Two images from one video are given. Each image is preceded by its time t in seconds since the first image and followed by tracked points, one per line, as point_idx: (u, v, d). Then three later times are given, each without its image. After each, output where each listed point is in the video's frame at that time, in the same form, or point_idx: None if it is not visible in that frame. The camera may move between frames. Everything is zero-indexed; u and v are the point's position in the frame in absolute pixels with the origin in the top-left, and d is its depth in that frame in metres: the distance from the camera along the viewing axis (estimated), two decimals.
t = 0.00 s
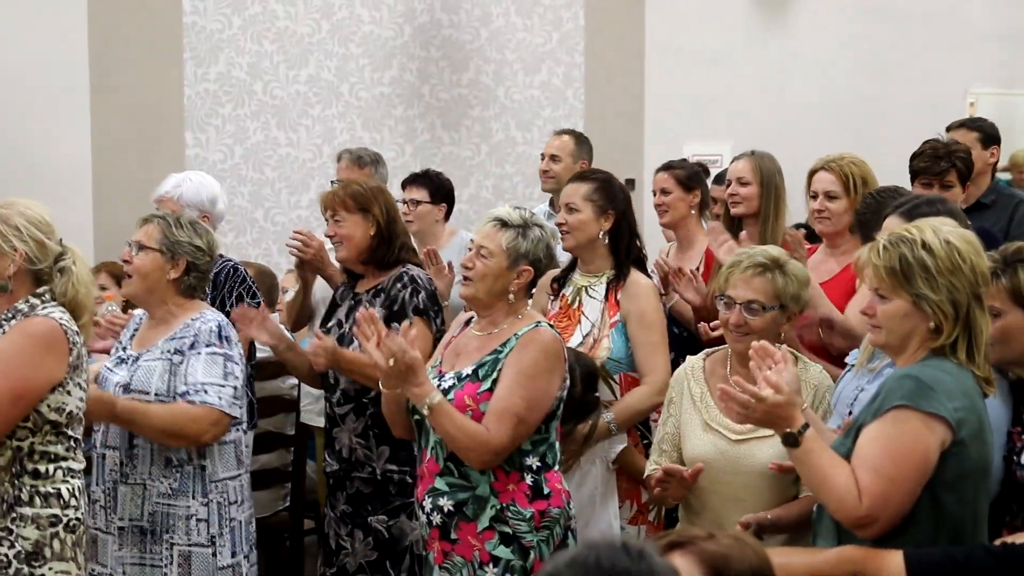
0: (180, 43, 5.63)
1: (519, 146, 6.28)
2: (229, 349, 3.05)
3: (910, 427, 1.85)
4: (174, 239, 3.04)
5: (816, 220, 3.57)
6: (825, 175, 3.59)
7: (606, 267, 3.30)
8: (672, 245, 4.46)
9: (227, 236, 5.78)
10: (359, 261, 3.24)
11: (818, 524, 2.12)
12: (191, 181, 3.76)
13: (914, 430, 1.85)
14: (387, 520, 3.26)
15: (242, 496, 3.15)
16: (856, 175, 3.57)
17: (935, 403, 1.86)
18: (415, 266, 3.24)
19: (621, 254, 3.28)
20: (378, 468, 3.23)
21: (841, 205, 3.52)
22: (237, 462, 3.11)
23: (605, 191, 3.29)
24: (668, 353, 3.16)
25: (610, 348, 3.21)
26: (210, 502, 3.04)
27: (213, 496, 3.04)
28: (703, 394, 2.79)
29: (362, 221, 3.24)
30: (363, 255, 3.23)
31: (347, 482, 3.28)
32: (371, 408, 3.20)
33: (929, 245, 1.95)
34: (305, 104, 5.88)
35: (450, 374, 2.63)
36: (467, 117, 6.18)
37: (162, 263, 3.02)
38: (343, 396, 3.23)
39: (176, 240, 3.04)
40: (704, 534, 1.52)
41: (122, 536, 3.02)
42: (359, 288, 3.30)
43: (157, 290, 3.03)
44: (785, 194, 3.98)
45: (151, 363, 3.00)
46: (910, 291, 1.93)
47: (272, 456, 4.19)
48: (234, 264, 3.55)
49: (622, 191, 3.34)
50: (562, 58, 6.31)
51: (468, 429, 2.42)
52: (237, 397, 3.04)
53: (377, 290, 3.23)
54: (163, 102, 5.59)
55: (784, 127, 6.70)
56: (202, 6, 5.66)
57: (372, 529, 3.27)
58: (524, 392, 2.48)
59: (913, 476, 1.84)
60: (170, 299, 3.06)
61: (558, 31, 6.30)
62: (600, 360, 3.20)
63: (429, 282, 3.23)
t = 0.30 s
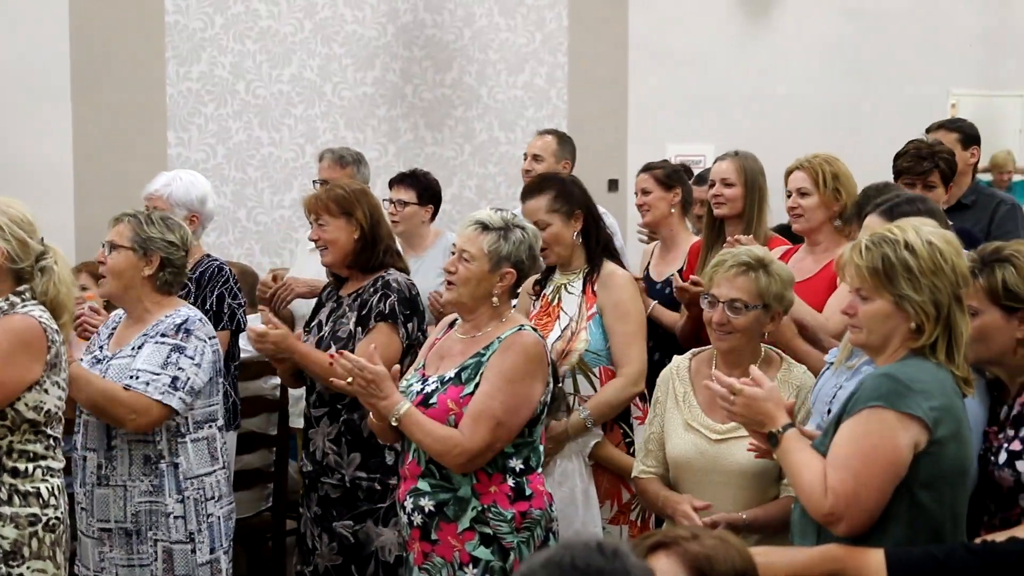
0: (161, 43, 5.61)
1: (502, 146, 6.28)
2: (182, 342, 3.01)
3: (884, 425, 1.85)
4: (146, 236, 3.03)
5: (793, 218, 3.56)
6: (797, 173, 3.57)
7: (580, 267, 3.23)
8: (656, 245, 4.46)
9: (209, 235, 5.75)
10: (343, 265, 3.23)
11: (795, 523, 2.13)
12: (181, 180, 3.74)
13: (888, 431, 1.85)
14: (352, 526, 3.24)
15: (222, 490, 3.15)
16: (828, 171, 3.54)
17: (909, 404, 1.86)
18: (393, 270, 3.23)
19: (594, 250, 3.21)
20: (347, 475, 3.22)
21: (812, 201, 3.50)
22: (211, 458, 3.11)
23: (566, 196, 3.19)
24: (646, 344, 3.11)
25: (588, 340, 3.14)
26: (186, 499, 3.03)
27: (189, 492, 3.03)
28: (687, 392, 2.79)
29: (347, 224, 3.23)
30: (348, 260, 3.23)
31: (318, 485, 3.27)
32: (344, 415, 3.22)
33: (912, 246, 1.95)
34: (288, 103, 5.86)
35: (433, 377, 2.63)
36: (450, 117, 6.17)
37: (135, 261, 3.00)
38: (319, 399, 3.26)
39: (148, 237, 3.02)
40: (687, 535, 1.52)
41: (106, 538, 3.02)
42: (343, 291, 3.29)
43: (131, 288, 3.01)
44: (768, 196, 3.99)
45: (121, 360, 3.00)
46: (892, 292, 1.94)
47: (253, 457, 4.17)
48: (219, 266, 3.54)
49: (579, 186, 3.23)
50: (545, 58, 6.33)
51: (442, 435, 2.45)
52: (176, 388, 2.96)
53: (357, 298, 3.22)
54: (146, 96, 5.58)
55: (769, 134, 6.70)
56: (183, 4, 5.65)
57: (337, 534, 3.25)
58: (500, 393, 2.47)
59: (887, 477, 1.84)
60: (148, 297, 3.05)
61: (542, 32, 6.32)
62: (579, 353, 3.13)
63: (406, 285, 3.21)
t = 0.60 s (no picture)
0: (143, 41, 5.57)
1: (485, 144, 6.30)
2: (173, 349, 3.00)
3: (868, 424, 1.86)
4: (129, 239, 3.02)
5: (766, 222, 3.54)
6: (770, 179, 3.55)
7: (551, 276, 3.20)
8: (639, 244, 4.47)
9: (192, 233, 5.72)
10: (322, 267, 3.23)
11: (778, 522, 2.13)
12: (165, 180, 3.72)
13: (872, 429, 1.85)
14: (331, 527, 3.24)
15: (201, 498, 3.14)
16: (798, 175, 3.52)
17: (892, 401, 1.87)
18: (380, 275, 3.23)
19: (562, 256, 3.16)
20: (332, 479, 3.22)
21: (784, 205, 3.49)
22: (190, 463, 3.09)
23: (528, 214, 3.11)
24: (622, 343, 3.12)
25: (569, 343, 3.15)
26: (160, 505, 3.02)
27: (163, 498, 3.03)
28: (670, 386, 2.79)
29: (327, 228, 3.23)
30: (327, 262, 3.23)
31: (299, 489, 3.27)
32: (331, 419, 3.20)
33: (901, 246, 1.95)
34: (270, 101, 5.83)
35: (415, 376, 2.63)
36: (433, 115, 6.17)
37: (117, 264, 3.00)
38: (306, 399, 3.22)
39: (131, 240, 3.02)
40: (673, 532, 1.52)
41: (76, 538, 3.04)
42: (325, 294, 3.28)
43: (113, 291, 3.00)
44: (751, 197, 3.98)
45: (105, 364, 2.99)
46: (879, 291, 1.94)
47: (234, 455, 4.16)
48: (206, 265, 3.53)
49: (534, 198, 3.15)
50: (528, 57, 6.36)
51: (430, 448, 2.44)
52: (177, 396, 2.98)
53: (343, 300, 3.21)
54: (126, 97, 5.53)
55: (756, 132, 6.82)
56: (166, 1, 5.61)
57: (315, 537, 3.25)
58: (485, 393, 2.47)
59: (872, 475, 1.85)
60: (129, 300, 3.04)
61: (524, 29, 6.35)
62: (559, 355, 3.14)
63: (393, 290, 3.21)
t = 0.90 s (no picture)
0: (126, 41, 5.57)
1: (468, 146, 6.26)
2: (145, 340, 3.00)
3: (847, 424, 1.85)
4: (105, 234, 3.00)
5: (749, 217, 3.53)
6: (754, 173, 3.54)
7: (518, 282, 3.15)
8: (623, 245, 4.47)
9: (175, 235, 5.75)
10: (306, 261, 3.22)
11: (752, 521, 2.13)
12: (154, 179, 3.61)
13: (852, 428, 1.85)
14: (334, 525, 3.22)
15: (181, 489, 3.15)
16: (782, 169, 3.50)
17: (872, 401, 1.87)
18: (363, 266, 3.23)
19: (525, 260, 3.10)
20: (332, 472, 3.19)
21: (767, 199, 3.47)
22: (168, 455, 3.11)
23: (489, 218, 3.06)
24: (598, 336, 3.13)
25: (543, 343, 3.14)
26: (146, 496, 3.03)
27: (148, 490, 3.04)
28: (649, 389, 2.78)
29: (308, 221, 3.22)
30: (311, 256, 3.21)
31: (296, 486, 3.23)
32: (327, 410, 3.18)
33: (884, 248, 1.96)
34: (252, 102, 5.81)
35: (396, 378, 2.62)
36: (416, 117, 6.16)
37: (94, 259, 2.98)
38: (297, 397, 3.20)
39: (107, 235, 3.00)
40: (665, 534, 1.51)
41: (63, 536, 3.01)
42: (304, 292, 3.28)
43: (90, 286, 2.99)
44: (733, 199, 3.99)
45: (81, 359, 3.00)
46: (863, 294, 1.94)
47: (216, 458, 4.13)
48: (194, 264, 3.48)
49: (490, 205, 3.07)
50: (511, 59, 6.35)
51: (403, 437, 2.43)
52: (142, 387, 2.96)
53: (329, 292, 3.21)
54: (109, 100, 5.55)
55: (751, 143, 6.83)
56: (148, 3, 5.61)
57: (317, 535, 3.23)
58: (463, 395, 2.47)
59: (851, 474, 1.84)
60: (106, 296, 3.03)
61: (507, 32, 6.34)
62: (535, 356, 3.13)
63: (377, 282, 3.22)
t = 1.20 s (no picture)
0: (105, 40, 5.51)
1: (450, 146, 6.28)
2: (140, 350, 3.01)
3: (828, 423, 1.86)
4: (88, 237, 2.99)
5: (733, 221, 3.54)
6: (739, 179, 3.55)
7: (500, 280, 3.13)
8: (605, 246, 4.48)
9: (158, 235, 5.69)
10: (286, 263, 3.21)
11: (736, 521, 2.13)
12: (140, 178, 3.60)
13: (831, 426, 1.85)
14: (324, 526, 3.20)
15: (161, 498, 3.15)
16: (768, 175, 3.51)
17: (851, 399, 1.87)
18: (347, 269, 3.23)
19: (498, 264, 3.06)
20: (314, 476, 3.17)
21: (751, 205, 3.49)
22: (152, 462, 3.11)
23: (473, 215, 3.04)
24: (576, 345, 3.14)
25: (524, 349, 3.12)
26: (125, 503, 3.03)
27: (128, 497, 3.04)
28: (631, 386, 2.79)
29: (289, 223, 3.22)
30: (291, 259, 3.20)
31: (281, 489, 3.21)
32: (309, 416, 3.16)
33: (862, 248, 1.96)
34: (234, 102, 5.78)
35: (377, 377, 2.62)
36: (398, 116, 6.15)
37: (78, 263, 2.97)
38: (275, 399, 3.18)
39: (90, 238, 2.99)
40: (650, 535, 1.52)
41: (36, 537, 3.00)
42: (288, 294, 3.27)
43: (74, 289, 2.98)
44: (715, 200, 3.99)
45: (69, 363, 2.97)
46: (840, 293, 1.95)
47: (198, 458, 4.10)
48: (181, 265, 3.47)
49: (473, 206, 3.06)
50: (493, 58, 6.36)
51: (393, 449, 2.44)
52: (144, 399, 3.00)
53: (312, 295, 3.21)
54: (87, 99, 5.50)
55: (735, 146, 6.99)
56: (129, 2, 5.56)
57: (309, 537, 3.21)
58: (448, 397, 2.47)
59: (832, 472, 1.84)
60: (91, 298, 3.02)
61: (490, 32, 6.35)
62: (517, 362, 3.11)
63: (361, 284, 3.22)
